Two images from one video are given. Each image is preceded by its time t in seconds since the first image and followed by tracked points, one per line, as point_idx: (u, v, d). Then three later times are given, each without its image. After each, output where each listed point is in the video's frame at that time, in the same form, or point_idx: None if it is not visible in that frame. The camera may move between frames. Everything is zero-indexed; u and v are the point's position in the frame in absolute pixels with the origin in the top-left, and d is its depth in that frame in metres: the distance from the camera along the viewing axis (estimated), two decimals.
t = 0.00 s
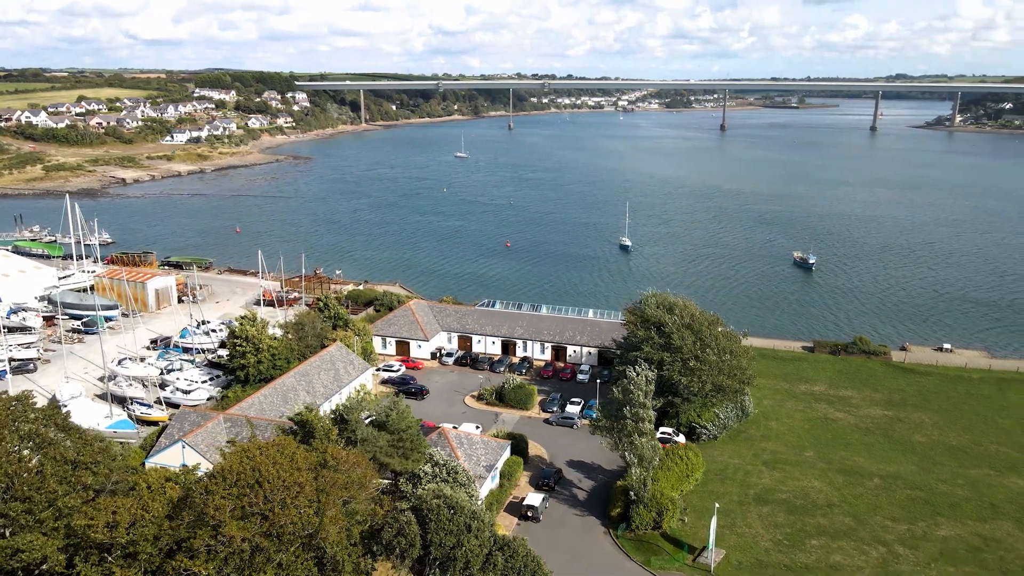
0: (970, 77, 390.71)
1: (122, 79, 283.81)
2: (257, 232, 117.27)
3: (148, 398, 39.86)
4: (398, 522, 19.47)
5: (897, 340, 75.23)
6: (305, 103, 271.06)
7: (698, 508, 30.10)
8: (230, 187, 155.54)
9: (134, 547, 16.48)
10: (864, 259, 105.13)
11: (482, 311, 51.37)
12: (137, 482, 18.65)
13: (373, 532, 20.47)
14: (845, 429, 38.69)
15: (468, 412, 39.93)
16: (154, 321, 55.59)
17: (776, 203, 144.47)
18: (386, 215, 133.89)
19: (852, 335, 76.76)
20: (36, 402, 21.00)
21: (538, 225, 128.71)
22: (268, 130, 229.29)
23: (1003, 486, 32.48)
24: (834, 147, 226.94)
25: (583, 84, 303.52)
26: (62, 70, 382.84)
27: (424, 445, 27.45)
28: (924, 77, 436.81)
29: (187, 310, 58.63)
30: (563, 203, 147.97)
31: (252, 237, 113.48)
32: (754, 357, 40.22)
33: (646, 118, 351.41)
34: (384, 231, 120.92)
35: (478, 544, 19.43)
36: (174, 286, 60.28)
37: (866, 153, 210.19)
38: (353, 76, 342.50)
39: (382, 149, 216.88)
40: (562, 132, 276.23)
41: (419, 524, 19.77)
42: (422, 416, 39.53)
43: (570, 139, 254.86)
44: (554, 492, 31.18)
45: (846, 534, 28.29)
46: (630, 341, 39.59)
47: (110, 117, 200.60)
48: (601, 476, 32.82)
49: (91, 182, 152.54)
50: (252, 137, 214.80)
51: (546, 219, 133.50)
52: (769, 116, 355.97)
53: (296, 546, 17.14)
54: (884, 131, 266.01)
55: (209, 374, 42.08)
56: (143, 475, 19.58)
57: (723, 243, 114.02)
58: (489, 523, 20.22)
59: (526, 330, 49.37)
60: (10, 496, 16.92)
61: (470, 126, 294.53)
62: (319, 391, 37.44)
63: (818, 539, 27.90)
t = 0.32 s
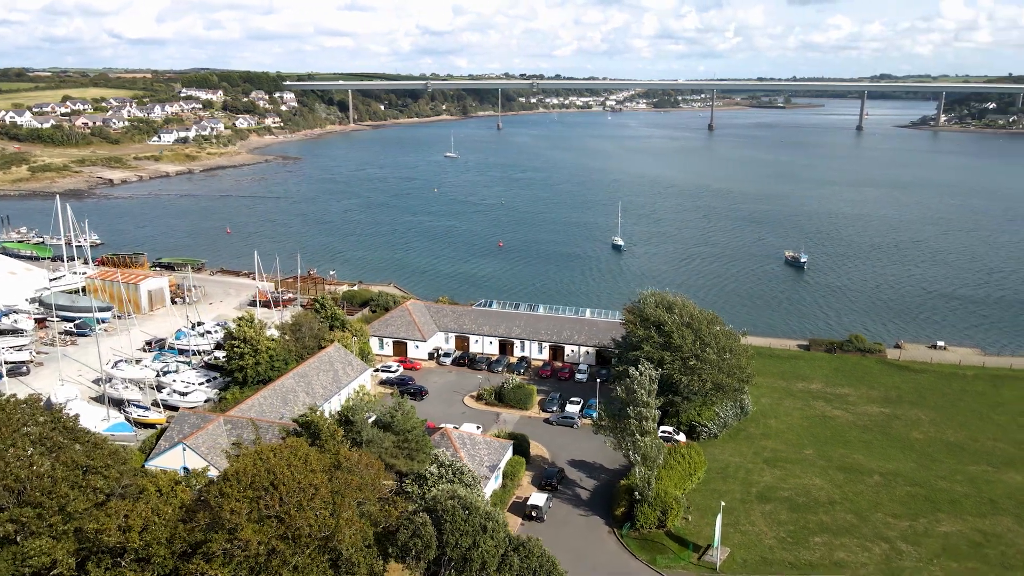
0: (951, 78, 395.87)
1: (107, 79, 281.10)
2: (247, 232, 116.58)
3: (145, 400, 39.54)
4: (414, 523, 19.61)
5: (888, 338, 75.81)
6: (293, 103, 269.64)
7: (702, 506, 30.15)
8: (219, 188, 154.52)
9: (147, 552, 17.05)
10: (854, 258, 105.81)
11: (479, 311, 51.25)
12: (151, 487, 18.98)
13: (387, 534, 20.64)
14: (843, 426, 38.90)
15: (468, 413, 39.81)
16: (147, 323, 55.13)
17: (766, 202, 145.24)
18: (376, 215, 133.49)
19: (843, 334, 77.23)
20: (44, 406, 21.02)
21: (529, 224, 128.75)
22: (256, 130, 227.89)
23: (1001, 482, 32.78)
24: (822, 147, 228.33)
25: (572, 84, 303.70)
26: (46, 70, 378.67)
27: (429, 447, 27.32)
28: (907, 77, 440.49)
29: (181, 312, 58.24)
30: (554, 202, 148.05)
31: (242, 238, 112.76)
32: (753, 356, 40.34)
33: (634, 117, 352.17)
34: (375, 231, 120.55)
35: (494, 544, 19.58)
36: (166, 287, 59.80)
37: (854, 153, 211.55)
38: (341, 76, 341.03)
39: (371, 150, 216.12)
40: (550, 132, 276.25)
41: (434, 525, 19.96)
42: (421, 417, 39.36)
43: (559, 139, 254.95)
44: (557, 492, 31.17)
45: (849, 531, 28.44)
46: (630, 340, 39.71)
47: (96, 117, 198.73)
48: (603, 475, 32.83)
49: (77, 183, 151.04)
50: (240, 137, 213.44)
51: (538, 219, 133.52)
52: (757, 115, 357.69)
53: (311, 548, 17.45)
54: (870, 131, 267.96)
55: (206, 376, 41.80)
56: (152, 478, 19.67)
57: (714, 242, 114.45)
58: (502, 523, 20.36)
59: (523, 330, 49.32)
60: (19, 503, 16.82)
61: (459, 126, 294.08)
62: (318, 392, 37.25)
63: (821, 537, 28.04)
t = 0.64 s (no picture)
0: (934, 78, 399.33)
1: (91, 79, 278.24)
2: (237, 233, 115.82)
3: (141, 402, 39.23)
4: (428, 526, 20.04)
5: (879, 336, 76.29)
6: (281, 103, 268.02)
7: (705, 504, 30.27)
8: (208, 189, 153.54)
9: (162, 556, 17.44)
10: (844, 256, 106.50)
11: (476, 311, 51.16)
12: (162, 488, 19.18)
13: (401, 535, 21.05)
14: (841, 424, 39.13)
15: (467, 413, 39.71)
16: (140, 325, 54.65)
17: (755, 202, 146.00)
18: (367, 215, 133.01)
19: (835, 332, 77.67)
20: (53, 412, 21.24)
21: (521, 224, 128.71)
22: (244, 131, 226.39)
23: (1000, 478, 33.09)
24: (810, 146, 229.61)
25: (560, 84, 303.69)
26: (29, 70, 374.19)
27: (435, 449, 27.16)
28: (892, 77, 443.49)
29: (174, 313, 57.79)
30: (544, 202, 148.13)
31: (233, 238, 112.04)
32: (751, 355, 40.49)
33: (623, 117, 352.49)
34: (366, 231, 120.10)
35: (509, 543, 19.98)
36: (159, 289, 59.35)
37: (841, 153, 212.87)
38: (329, 76, 339.33)
39: (360, 150, 215.28)
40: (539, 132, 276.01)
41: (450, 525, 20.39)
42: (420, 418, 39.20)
43: (548, 139, 254.85)
44: (559, 492, 31.15)
45: (851, 528, 28.62)
46: (629, 339, 39.77)
47: (82, 117, 196.76)
48: (605, 475, 32.85)
49: (64, 183, 149.58)
50: (228, 138, 211.97)
51: (529, 218, 133.50)
52: (744, 115, 359.05)
53: (327, 551, 17.86)
54: (857, 131, 269.62)
55: (203, 378, 41.54)
56: (163, 480, 20.13)
57: (705, 242, 114.92)
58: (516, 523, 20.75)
59: (521, 330, 49.27)
60: (30, 507, 17.20)
61: (447, 126, 293.36)
62: (317, 394, 37.04)
63: (825, 534, 28.18)
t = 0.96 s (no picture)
0: (918, 78, 402.86)
1: (76, 79, 275.34)
2: (228, 234, 114.96)
3: (138, 405, 38.88)
4: (443, 526, 20.18)
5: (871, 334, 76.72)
6: (268, 102, 266.39)
7: (708, 502, 30.38)
8: (196, 189, 152.41)
9: (178, 560, 17.56)
10: (835, 255, 107.16)
11: (473, 311, 51.08)
12: (173, 494, 19.31)
13: (414, 537, 21.14)
14: (839, 421, 39.36)
15: (467, 414, 39.60)
16: (133, 327, 54.13)
17: (745, 201, 146.72)
18: (358, 216, 132.45)
19: (827, 330, 78.05)
20: (63, 417, 21.48)
21: (512, 224, 128.65)
22: (231, 131, 224.84)
23: (998, 474, 33.40)
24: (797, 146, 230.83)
25: (549, 84, 303.76)
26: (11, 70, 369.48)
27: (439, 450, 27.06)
28: (876, 77, 446.77)
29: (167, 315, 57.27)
30: (535, 202, 148.16)
31: (223, 239, 111.27)
32: (750, 353, 40.64)
33: (611, 117, 352.94)
34: (358, 232, 119.58)
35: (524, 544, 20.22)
36: (152, 290, 58.82)
37: (828, 152, 214.20)
38: (316, 76, 337.63)
39: (349, 150, 214.43)
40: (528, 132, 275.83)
41: (464, 526, 20.59)
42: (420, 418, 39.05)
43: (536, 139, 254.74)
44: (562, 491, 31.13)
45: (854, 525, 28.79)
46: (629, 338, 39.81)
47: (67, 117, 194.71)
48: (607, 473, 32.90)
49: (50, 184, 147.97)
50: (216, 138, 210.46)
51: (520, 218, 133.48)
52: (731, 115, 360.58)
53: (344, 552, 18.01)
54: (843, 130, 271.44)
55: (200, 380, 41.23)
56: (173, 485, 20.14)
57: (696, 241, 115.28)
58: (530, 524, 20.98)
59: (518, 330, 49.22)
60: (42, 513, 17.39)
61: (435, 125, 292.65)
62: (317, 395, 36.82)
63: (827, 531, 28.34)
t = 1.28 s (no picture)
0: (902, 78, 406.22)
1: (60, 78, 272.40)
2: (219, 235, 114.18)
3: (134, 408, 38.54)
4: (458, 528, 20.11)
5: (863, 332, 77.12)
6: (256, 102, 264.90)
7: (711, 501, 30.46)
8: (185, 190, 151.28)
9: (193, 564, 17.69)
10: (825, 253, 107.73)
11: (470, 311, 50.99)
12: (185, 497, 19.33)
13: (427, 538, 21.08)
14: (836, 419, 39.59)
15: (467, 414, 39.54)
16: (126, 328, 53.67)
17: (734, 200, 147.37)
18: (349, 216, 131.95)
19: (819, 328, 78.44)
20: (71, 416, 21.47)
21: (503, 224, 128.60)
22: (219, 131, 223.36)
23: (995, 470, 33.71)
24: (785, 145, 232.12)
25: (538, 84, 304.07)
26: None
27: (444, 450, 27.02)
28: (861, 77, 449.96)
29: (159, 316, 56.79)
30: (526, 201, 148.10)
31: (213, 240, 110.51)
32: (748, 351, 40.80)
33: (600, 117, 353.49)
34: (349, 232, 119.05)
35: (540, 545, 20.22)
36: (145, 291, 58.33)
37: (816, 151, 215.40)
38: (304, 76, 335.97)
39: (338, 150, 213.56)
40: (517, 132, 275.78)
41: (478, 526, 20.58)
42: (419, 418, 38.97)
43: (526, 138, 254.67)
44: (565, 490, 31.11)
45: (856, 522, 28.96)
46: (629, 337, 39.85)
47: (52, 117, 192.72)
48: (609, 472, 32.94)
49: (35, 185, 146.43)
50: (203, 138, 209.02)
51: (512, 218, 133.48)
52: (719, 115, 362.00)
53: (360, 555, 18.00)
54: (830, 130, 273.25)
55: (197, 382, 40.94)
56: (183, 488, 20.15)
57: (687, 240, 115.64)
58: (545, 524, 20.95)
59: (515, 329, 49.17)
60: (55, 517, 17.38)
61: (424, 125, 292.07)
62: (316, 396, 36.61)
63: (830, 528, 28.48)
